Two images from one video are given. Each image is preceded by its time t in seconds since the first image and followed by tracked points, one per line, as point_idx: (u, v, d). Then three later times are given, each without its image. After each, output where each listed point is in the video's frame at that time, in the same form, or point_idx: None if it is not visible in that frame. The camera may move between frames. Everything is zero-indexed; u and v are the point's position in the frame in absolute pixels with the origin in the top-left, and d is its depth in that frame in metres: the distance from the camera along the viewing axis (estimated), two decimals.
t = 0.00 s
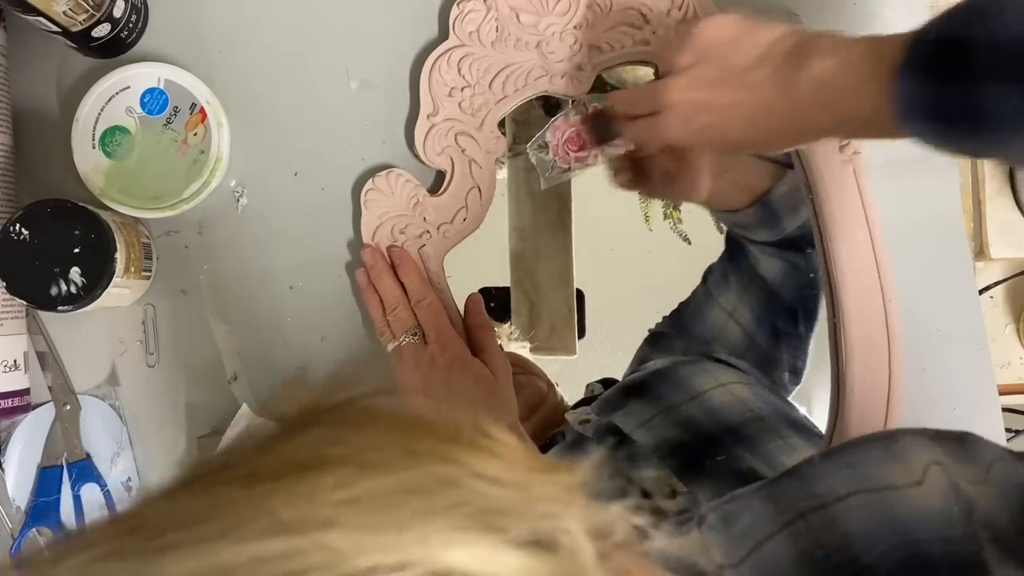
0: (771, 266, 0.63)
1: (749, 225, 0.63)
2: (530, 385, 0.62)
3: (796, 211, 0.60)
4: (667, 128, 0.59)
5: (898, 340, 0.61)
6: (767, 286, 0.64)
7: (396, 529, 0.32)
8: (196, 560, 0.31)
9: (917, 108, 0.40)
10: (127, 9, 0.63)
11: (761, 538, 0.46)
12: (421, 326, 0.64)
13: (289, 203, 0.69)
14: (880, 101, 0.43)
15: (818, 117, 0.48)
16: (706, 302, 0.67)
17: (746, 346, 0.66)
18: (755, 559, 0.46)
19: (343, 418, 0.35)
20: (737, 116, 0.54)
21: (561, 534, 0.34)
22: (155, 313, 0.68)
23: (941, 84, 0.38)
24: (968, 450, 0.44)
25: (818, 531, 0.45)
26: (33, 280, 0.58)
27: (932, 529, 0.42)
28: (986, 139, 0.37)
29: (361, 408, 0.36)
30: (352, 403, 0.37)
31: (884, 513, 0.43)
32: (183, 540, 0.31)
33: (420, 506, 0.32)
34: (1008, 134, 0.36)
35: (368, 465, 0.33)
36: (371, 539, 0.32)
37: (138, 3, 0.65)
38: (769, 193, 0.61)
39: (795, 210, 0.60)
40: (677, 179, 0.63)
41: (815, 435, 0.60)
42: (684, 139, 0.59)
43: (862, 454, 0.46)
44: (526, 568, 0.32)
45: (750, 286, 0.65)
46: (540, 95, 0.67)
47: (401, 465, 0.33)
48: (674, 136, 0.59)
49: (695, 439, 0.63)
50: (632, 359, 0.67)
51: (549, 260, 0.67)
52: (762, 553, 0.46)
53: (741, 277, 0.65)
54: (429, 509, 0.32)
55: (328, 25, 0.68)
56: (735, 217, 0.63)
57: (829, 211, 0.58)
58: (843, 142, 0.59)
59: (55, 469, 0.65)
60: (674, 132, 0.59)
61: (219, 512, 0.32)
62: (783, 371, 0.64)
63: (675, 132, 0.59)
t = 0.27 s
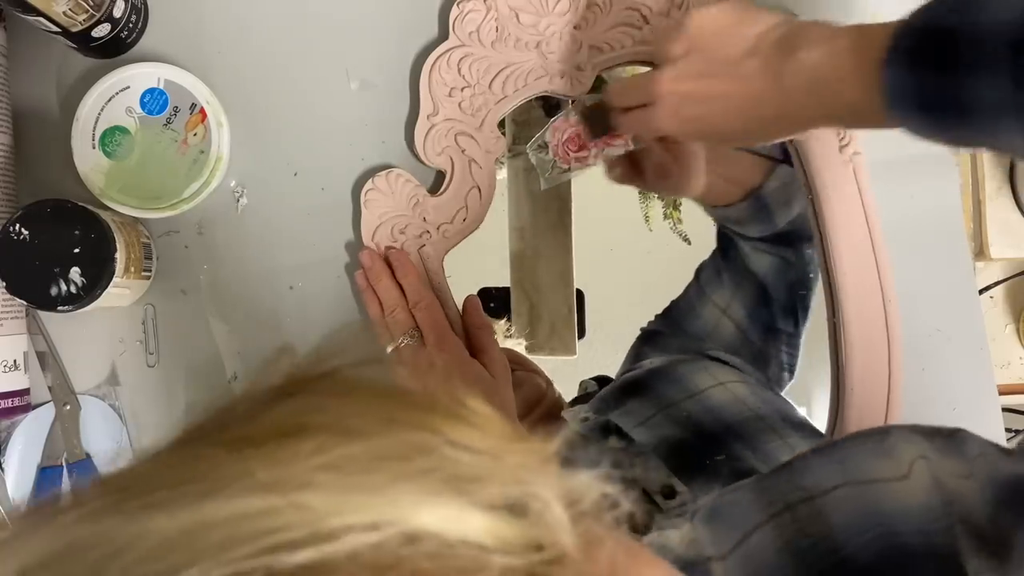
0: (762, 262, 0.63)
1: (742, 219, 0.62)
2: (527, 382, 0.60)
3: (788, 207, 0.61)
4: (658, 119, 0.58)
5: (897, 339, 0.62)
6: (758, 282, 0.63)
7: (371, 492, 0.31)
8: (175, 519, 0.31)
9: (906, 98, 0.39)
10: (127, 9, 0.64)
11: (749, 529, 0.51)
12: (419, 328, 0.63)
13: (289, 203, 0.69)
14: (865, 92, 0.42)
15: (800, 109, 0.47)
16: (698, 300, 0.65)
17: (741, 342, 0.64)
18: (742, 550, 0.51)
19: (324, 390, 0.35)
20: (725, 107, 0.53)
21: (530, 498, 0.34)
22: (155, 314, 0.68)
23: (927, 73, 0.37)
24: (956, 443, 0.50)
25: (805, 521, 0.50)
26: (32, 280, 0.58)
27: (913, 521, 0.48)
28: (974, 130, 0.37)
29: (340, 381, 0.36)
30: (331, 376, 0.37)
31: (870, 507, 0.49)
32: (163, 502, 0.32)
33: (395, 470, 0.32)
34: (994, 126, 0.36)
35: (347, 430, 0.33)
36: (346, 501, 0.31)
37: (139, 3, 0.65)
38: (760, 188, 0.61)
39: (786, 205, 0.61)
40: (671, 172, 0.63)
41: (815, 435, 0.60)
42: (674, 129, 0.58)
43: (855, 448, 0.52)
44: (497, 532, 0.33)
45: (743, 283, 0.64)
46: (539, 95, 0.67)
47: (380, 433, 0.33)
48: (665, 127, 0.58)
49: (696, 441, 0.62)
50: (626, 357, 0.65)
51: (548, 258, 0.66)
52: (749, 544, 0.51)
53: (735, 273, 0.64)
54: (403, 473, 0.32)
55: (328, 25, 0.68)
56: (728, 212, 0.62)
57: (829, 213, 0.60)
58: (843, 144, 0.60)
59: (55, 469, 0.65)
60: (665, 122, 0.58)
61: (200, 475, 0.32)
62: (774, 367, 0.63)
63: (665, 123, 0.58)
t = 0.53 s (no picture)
0: (756, 263, 0.62)
1: (736, 217, 0.61)
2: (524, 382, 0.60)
3: (781, 204, 0.61)
4: (655, 109, 0.61)
5: (897, 337, 0.62)
6: (754, 283, 0.62)
7: (340, 475, 0.30)
8: (143, 503, 0.30)
9: (896, 90, 0.40)
10: (128, 9, 0.63)
11: (740, 526, 0.54)
12: (419, 329, 0.64)
13: (289, 203, 0.69)
14: (855, 87, 0.45)
15: (798, 100, 0.51)
16: (695, 299, 0.64)
17: (737, 342, 0.63)
18: (734, 545, 0.53)
19: (298, 376, 0.34)
20: (723, 94, 0.57)
21: (498, 483, 0.33)
22: (155, 313, 0.68)
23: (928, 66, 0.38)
24: (948, 444, 0.51)
25: (795, 518, 0.54)
26: (33, 280, 0.58)
27: (899, 522, 0.52)
28: (956, 123, 0.38)
29: (316, 366, 0.35)
30: (307, 362, 0.36)
31: (857, 504, 0.53)
32: (135, 487, 0.31)
33: (365, 456, 0.31)
34: (982, 117, 0.36)
35: (321, 415, 0.32)
36: (314, 486, 0.30)
37: (139, 3, 0.65)
38: (753, 185, 0.61)
39: (780, 203, 0.61)
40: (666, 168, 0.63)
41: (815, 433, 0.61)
42: (670, 119, 0.61)
43: (845, 446, 0.54)
44: (462, 518, 0.31)
45: (739, 283, 0.63)
46: (540, 95, 0.67)
47: (355, 417, 0.32)
48: (660, 117, 0.61)
49: (692, 439, 0.63)
50: (621, 358, 0.64)
51: (546, 258, 0.65)
52: (742, 540, 0.54)
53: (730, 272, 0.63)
54: (372, 459, 0.31)
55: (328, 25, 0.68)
56: (722, 210, 0.61)
57: (829, 212, 0.60)
58: (843, 143, 0.60)
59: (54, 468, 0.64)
60: (660, 113, 0.61)
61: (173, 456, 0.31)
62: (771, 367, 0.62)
63: (660, 113, 0.61)
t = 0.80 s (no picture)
0: (759, 265, 0.63)
1: (739, 220, 0.62)
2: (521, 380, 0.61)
3: (786, 209, 0.61)
4: (661, 106, 0.61)
5: (898, 339, 0.62)
6: (757, 286, 0.63)
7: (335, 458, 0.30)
8: (143, 485, 0.29)
9: (902, 95, 0.40)
10: (127, 9, 0.63)
11: (738, 529, 0.56)
12: (419, 331, 0.64)
13: (289, 203, 0.69)
14: (864, 92, 0.45)
15: (791, 102, 0.51)
16: (697, 301, 0.65)
17: (738, 344, 0.64)
18: (730, 549, 0.55)
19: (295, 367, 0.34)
20: (727, 97, 0.57)
21: (487, 468, 0.34)
22: (155, 314, 0.68)
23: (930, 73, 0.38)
24: (949, 448, 0.51)
25: (794, 521, 0.55)
26: (32, 280, 0.58)
27: (895, 528, 0.52)
28: (962, 130, 0.38)
29: (310, 357, 0.35)
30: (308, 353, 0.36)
31: (855, 508, 0.53)
32: (134, 469, 0.30)
33: (357, 442, 0.30)
34: (983, 126, 0.37)
35: (313, 403, 0.31)
36: (311, 467, 0.29)
37: (139, 3, 0.65)
38: (760, 189, 0.61)
39: (786, 207, 0.61)
40: (673, 167, 0.64)
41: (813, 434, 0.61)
42: (680, 118, 0.61)
43: (844, 451, 0.55)
44: (449, 499, 0.32)
45: (741, 284, 0.64)
46: (540, 95, 0.67)
47: (346, 404, 0.31)
48: (668, 114, 0.61)
49: (693, 441, 0.64)
50: (620, 359, 0.65)
51: (547, 258, 0.65)
52: (738, 543, 0.56)
53: (733, 274, 0.64)
54: (363, 443, 0.30)
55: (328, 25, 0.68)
56: (726, 211, 0.62)
57: (829, 213, 0.60)
58: (843, 144, 0.60)
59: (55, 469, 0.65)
60: (668, 110, 0.61)
61: (170, 439, 0.31)
62: (771, 368, 0.63)
63: (667, 111, 0.61)
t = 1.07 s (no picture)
0: (758, 269, 0.64)
1: (738, 222, 0.63)
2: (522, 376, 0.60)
3: (786, 212, 0.62)
4: (658, 107, 0.58)
5: (898, 338, 0.62)
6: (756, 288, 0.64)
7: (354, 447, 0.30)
8: (163, 471, 0.29)
9: (894, 100, 0.39)
10: (128, 9, 0.63)
11: (745, 529, 0.55)
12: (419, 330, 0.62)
13: (289, 203, 0.69)
14: (857, 96, 0.43)
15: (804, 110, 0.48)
16: (698, 302, 0.66)
17: (739, 345, 0.66)
18: (738, 548, 0.55)
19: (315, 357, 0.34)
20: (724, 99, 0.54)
21: (503, 462, 0.33)
22: (155, 313, 0.68)
23: (925, 77, 0.37)
24: (957, 450, 0.51)
25: (800, 521, 0.54)
26: (32, 280, 0.58)
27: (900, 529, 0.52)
28: (958, 137, 0.37)
29: (331, 347, 0.35)
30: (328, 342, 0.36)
31: (862, 509, 0.53)
32: (155, 455, 0.30)
33: (376, 432, 0.30)
34: (977, 135, 0.36)
35: (333, 394, 0.31)
36: (330, 458, 0.29)
37: (139, 3, 0.65)
38: (759, 190, 0.62)
39: (785, 209, 0.62)
40: (670, 169, 0.64)
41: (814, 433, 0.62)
42: (668, 118, 0.58)
43: (853, 453, 0.54)
44: (467, 493, 0.31)
45: (742, 287, 0.65)
46: (540, 95, 0.67)
47: (368, 395, 0.31)
48: (663, 116, 0.58)
49: (696, 441, 0.65)
50: (624, 358, 0.66)
51: (547, 257, 0.66)
52: (745, 543, 0.55)
53: (735, 276, 0.65)
54: (380, 434, 0.30)
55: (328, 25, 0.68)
56: (725, 214, 0.63)
57: (829, 211, 0.60)
58: (843, 143, 0.60)
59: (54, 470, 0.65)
60: (662, 111, 0.58)
61: (185, 427, 0.31)
62: (774, 369, 0.64)
63: (664, 112, 0.58)
